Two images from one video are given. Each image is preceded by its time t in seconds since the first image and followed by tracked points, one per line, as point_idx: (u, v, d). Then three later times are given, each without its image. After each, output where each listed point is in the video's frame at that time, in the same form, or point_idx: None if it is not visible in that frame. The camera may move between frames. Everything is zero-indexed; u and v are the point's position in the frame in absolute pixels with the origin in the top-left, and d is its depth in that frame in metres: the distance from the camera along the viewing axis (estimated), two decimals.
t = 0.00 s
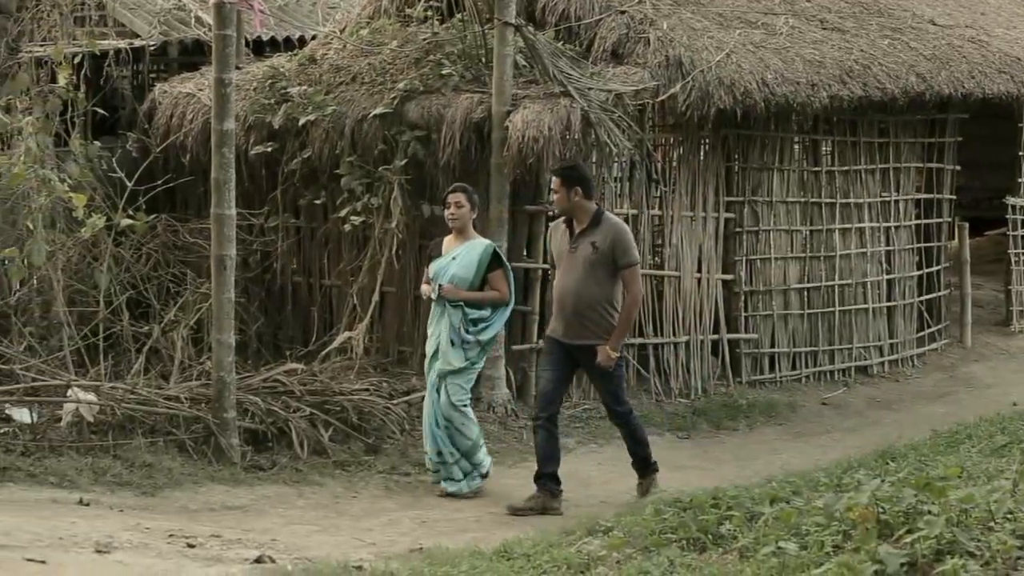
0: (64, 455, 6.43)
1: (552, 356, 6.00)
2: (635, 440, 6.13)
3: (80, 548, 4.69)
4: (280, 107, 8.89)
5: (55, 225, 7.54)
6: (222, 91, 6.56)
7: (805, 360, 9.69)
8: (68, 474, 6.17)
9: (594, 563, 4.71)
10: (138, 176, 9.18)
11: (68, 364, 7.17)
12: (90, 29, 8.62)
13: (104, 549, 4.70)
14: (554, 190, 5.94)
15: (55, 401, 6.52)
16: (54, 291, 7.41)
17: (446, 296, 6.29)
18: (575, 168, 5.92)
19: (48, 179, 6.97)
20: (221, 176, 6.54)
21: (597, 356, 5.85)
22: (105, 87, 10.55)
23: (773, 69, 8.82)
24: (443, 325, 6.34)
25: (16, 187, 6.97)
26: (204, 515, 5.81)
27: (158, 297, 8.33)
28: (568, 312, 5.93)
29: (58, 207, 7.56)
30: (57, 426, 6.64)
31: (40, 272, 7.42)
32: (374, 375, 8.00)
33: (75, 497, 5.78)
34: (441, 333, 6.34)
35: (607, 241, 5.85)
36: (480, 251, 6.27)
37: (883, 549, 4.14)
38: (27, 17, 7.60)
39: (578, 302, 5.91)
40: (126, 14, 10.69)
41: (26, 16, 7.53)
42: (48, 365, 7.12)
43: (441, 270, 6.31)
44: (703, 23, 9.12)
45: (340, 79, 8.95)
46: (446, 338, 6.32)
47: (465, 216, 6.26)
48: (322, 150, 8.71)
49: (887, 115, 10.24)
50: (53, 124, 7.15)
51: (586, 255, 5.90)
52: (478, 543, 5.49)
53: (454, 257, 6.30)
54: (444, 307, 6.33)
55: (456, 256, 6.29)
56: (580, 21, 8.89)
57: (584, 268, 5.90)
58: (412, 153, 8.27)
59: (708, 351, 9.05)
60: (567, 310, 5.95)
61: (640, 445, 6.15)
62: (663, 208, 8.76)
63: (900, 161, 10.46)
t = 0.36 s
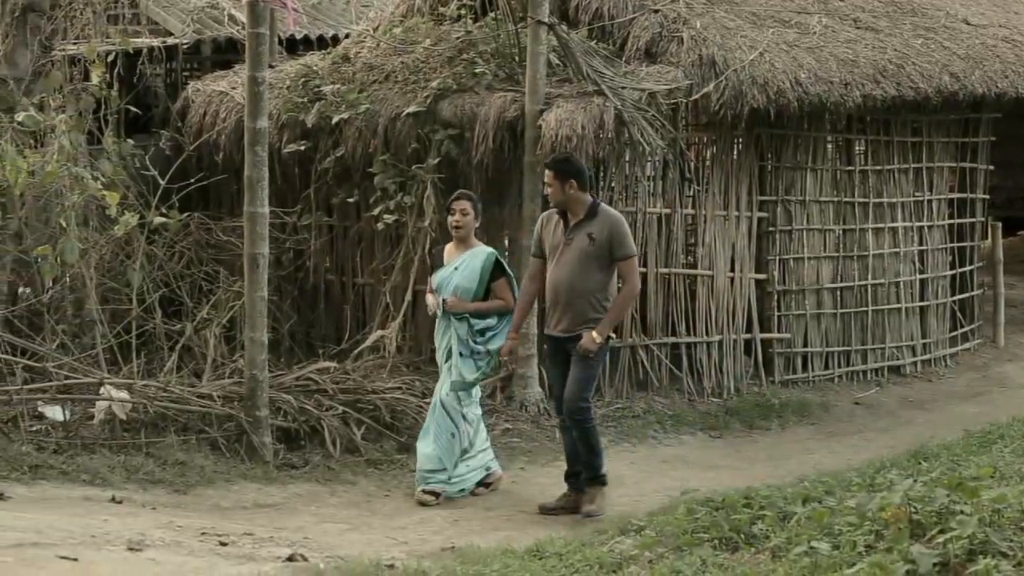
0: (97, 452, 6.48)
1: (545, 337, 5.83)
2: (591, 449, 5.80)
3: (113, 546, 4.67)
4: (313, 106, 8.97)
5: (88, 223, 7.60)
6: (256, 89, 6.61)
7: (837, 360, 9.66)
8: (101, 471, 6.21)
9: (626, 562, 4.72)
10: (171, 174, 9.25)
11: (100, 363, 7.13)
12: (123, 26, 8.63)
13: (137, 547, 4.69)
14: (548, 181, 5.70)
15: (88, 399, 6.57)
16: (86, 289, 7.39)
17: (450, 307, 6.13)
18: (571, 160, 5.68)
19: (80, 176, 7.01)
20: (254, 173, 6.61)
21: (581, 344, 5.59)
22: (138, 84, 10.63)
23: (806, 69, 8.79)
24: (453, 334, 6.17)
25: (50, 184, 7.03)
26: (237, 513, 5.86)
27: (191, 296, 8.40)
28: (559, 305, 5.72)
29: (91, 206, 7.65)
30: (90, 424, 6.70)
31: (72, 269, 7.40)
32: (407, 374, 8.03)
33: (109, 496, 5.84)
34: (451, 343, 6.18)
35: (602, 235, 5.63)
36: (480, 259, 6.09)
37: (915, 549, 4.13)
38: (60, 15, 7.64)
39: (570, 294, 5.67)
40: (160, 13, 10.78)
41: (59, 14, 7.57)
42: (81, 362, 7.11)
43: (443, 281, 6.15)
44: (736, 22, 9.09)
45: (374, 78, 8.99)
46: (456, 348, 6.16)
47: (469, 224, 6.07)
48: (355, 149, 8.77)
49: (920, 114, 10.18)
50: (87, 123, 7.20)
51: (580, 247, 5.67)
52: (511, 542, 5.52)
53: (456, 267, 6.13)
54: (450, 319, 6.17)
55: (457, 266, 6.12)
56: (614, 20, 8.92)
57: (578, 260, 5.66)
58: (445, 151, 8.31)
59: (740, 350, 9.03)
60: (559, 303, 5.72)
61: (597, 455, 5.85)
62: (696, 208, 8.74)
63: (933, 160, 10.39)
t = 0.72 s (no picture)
0: (120, 450, 6.53)
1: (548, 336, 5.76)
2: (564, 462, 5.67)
3: (137, 544, 4.70)
4: (337, 104, 8.99)
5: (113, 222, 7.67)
6: (280, 86, 6.64)
7: (862, 358, 9.63)
8: (124, 470, 6.26)
9: (649, 561, 4.74)
10: (196, 172, 9.31)
11: (124, 360, 7.20)
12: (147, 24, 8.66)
13: (160, 545, 4.72)
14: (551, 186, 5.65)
15: (112, 397, 6.62)
16: (110, 287, 7.46)
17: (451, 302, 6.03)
18: (577, 165, 5.61)
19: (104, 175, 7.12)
20: (278, 172, 6.64)
21: (573, 350, 5.56)
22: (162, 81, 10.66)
23: (831, 68, 8.76)
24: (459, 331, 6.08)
25: (74, 182, 7.10)
26: (260, 512, 5.90)
27: (215, 293, 8.46)
28: (554, 309, 5.68)
29: (115, 205, 7.69)
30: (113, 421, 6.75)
31: (96, 267, 7.47)
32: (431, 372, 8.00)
33: (132, 494, 5.88)
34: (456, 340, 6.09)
35: (602, 244, 5.58)
36: (480, 251, 6.04)
37: (938, 548, 4.13)
38: (85, 13, 7.68)
39: (567, 301, 5.64)
40: (185, 11, 10.79)
41: (83, 12, 7.63)
42: (105, 360, 7.14)
43: (440, 274, 6.04)
44: (761, 21, 9.08)
45: (398, 76, 9.04)
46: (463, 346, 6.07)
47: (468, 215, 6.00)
48: (380, 147, 8.80)
49: (945, 113, 10.13)
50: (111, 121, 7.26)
51: (580, 254, 5.63)
52: (535, 540, 5.54)
53: (453, 260, 6.03)
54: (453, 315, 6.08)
55: (455, 259, 6.03)
56: (638, 18, 8.91)
57: (576, 268, 5.62)
58: (470, 150, 8.35)
59: (765, 349, 9.02)
60: (555, 309, 5.69)
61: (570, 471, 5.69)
62: (721, 206, 8.74)
63: (958, 159, 10.35)
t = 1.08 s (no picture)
0: (145, 446, 6.57)
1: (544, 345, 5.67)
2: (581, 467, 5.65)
3: (162, 540, 4.74)
4: (363, 101, 9.05)
5: (138, 217, 7.75)
6: (305, 83, 6.69)
7: (886, 356, 9.60)
8: (148, 466, 6.30)
9: (674, 558, 4.75)
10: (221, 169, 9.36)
11: (149, 355, 7.21)
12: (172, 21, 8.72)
13: (185, 541, 4.76)
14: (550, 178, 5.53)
15: (137, 393, 6.66)
16: (135, 282, 7.52)
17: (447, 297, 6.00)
18: (577, 157, 5.49)
19: (129, 171, 7.25)
20: (303, 168, 6.68)
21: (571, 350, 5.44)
22: (188, 78, 10.76)
23: (856, 65, 8.74)
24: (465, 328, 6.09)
25: (100, 178, 7.21)
26: (283, 508, 5.95)
27: (240, 289, 8.47)
28: (552, 306, 5.56)
29: (139, 201, 7.74)
30: (138, 417, 6.81)
31: (121, 262, 7.52)
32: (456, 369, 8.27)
33: (156, 489, 5.93)
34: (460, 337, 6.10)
35: (599, 238, 5.43)
36: (475, 245, 6.02)
37: (963, 546, 4.13)
38: (111, 9, 7.66)
39: (565, 298, 5.51)
40: (210, 7, 10.91)
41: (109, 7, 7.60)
42: (130, 355, 7.17)
43: (434, 270, 6.00)
44: (786, 17, 9.06)
45: (423, 72, 9.08)
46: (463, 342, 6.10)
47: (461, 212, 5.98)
48: (405, 143, 8.82)
49: (971, 110, 10.08)
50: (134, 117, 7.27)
51: (577, 249, 5.49)
52: (559, 536, 5.56)
53: (448, 256, 6.00)
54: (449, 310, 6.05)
55: (450, 254, 5.99)
56: (664, 15, 8.92)
57: (573, 264, 5.48)
58: (495, 146, 8.33)
59: (789, 347, 9.01)
60: (554, 306, 5.56)
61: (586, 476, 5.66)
62: (746, 203, 8.73)
63: (983, 157, 10.30)
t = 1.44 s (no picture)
0: (173, 438, 6.61)
1: (553, 339, 5.61)
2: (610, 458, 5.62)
3: (190, 532, 4.77)
4: (391, 93, 9.07)
5: (167, 207, 7.80)
6: (336, 75, 6.71)
7: (914, 349, 9.55)
8: (176, 457, 6.33)
9: (702, 551, 4.74)
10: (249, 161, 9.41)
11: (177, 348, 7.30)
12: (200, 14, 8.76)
13: (213, 533, 4.79)
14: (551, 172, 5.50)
15: (165, 384, 6.69)
16: (163, 274, 7.53)
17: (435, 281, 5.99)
18: (576, 148, 5.45)
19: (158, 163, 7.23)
20: (331, 160, 6.70)
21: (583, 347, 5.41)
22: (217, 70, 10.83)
23: (885, 58, 8.68)
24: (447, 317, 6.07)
25: (129, 170, 7.24)
26: (311, 500, 5.98)
27: (268, 281, 8.52)
28: (560, 302, 5.53)
29: (167, 191, 7.78)
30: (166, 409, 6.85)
31: (150, 254, 7.51)
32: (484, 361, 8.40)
33: (184, 481, 5.97)
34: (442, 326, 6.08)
35: (600, 230, 5.37)
36: (464, 230, 6.03)
37: (992, 539, 4.12)
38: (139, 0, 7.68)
39: (572, 292, 5.48)
40: None
41: None
42: (158, 347, 7.17)
43: (424, 254, 5.98)
44: (815, 10, 9.01)
45: (452, 65, 9.09)
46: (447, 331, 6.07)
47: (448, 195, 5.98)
48: (434, 136, 8.84)
49: (1000, 104, 10.00)
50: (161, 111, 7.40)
51: (580, 242, 5.43)
52: (587, 529, 5.55)
53: (436, 240, 5.98)
54: (436, 296, 6.04)
55: (438, 238, 5.98)
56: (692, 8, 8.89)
57: (577, 258, 5.44)
58: (524, 138, 8.35)
59: (817, 340, 8.98)
60: (562, 301, 5.53)
61: (616, 466, 5.65)
62: (775, 195, 8.70)
63: (1012, 150, 10.22)
